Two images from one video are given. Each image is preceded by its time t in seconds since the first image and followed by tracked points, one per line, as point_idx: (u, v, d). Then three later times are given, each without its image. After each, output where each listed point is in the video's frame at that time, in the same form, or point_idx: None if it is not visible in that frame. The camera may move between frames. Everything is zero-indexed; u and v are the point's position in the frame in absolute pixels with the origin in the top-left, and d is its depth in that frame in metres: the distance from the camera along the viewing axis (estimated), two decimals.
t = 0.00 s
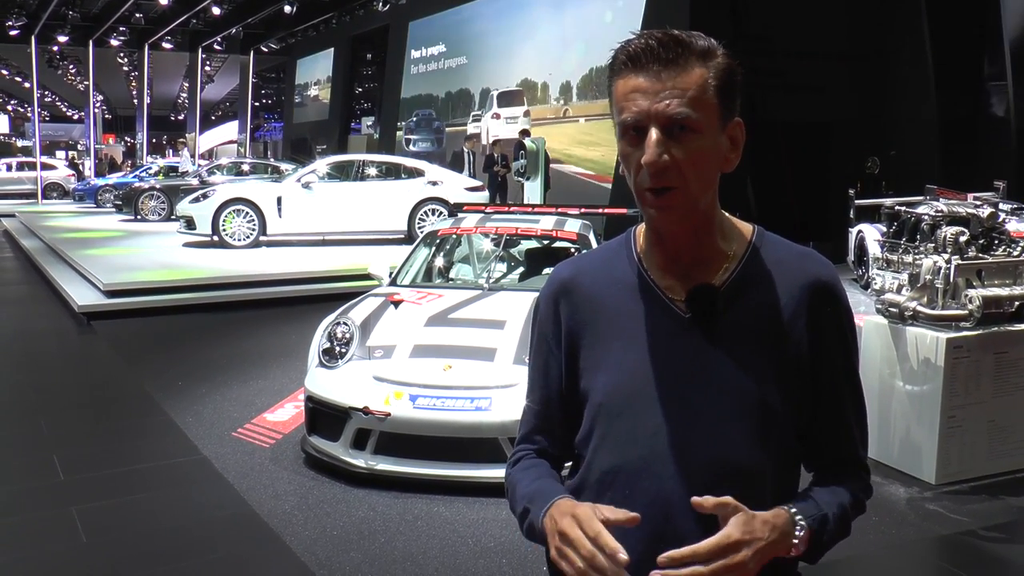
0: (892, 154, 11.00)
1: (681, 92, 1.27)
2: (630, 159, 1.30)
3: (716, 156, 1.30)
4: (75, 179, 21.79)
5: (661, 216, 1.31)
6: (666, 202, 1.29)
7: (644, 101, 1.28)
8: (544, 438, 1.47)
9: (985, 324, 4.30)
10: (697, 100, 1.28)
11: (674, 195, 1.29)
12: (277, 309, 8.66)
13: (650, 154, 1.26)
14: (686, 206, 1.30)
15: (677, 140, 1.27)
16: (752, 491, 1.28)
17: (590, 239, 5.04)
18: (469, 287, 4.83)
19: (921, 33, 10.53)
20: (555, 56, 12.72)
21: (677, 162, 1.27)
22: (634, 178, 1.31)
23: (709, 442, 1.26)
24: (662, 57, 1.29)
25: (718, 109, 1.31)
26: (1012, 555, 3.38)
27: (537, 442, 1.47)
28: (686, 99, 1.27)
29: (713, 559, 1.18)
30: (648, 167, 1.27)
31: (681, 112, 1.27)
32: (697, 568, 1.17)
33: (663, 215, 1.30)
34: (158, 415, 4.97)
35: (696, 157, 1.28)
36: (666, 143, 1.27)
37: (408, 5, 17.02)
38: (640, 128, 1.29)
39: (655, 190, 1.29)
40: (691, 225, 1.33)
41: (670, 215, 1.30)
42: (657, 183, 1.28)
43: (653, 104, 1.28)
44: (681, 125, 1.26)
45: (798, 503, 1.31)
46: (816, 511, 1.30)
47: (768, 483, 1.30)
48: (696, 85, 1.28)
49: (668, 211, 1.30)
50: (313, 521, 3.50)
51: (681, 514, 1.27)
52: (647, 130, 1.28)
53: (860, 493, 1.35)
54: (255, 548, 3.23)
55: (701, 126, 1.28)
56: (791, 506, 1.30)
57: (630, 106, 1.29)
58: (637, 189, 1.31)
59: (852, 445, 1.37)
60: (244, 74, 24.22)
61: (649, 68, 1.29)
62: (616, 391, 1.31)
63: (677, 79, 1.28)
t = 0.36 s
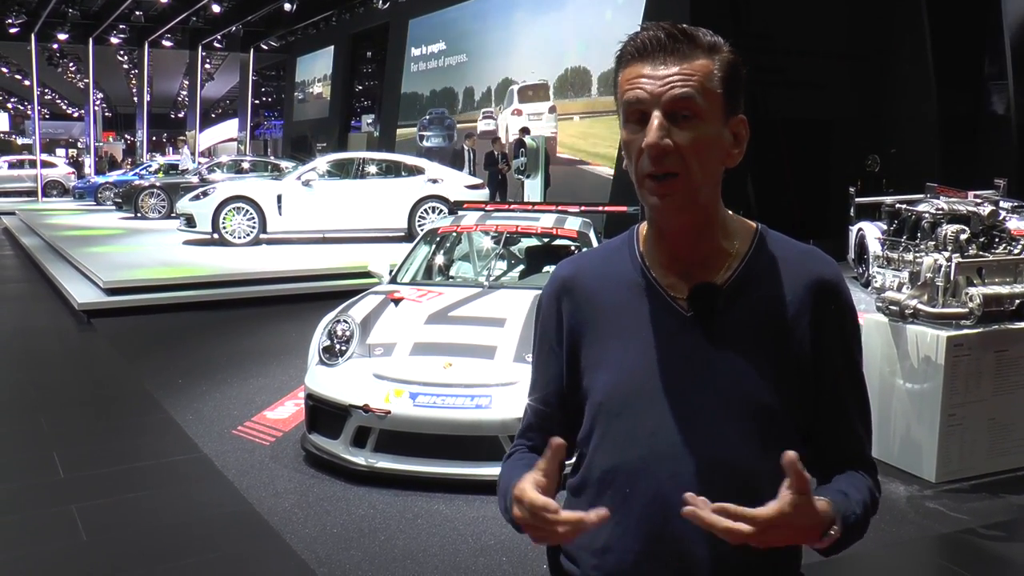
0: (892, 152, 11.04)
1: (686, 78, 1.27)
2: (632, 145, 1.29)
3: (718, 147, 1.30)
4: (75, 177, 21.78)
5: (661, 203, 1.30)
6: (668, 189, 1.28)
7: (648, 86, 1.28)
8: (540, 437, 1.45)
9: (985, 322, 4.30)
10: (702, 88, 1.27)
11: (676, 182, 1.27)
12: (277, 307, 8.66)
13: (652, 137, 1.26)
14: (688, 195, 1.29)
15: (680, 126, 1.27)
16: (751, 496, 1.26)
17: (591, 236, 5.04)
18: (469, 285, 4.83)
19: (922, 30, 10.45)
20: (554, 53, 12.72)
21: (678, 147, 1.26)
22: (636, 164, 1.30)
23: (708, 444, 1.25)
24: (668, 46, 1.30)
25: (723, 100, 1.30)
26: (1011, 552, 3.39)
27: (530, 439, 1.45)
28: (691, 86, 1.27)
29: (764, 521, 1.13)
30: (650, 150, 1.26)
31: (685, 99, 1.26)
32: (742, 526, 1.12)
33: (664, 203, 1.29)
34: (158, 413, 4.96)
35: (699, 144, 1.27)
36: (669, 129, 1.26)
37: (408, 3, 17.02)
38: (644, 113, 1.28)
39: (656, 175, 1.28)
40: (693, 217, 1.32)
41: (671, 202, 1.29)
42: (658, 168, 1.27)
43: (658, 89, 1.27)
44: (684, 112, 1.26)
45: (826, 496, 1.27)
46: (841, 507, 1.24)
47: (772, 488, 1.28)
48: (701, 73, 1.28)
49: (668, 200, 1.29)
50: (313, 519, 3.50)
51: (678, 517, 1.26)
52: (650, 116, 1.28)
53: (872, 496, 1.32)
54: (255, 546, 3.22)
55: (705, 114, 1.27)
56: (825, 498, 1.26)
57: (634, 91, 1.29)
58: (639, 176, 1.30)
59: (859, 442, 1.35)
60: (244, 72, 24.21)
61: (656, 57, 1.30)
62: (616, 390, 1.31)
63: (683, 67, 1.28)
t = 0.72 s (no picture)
0: (892, 151, 10.98)
1: (718, 75, 1.24)
2: (665, 146, 1.27)
3: (752, 143, 1.26)
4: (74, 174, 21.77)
5: (697, 204, 1.27)
6: (704, 188, 1.25)
7: (679, 86, 1.26)
8: (567, 437, 1.46)
9: (985, 320, 4.32)
10: (733, 85, 1.25)
11: (711, 181, 1.24)
12: (276, 304, 8.65)
13: (686, 138, 1.23)
14: (724, 194, 1.26)
15: (712, 125, 1.24)
16: (774, 502, 1.22)
17: (590, 234, 5.02)
18: (468, 283, 4.82)
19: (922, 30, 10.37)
20: (554, 52, 12.70)
21: (713, 146, 1.23)
22: (669, 166, 1.27)
23: (738, 448, 1.21)
24: (698, 42, 1.27)
25: (755, 95, 1.27)
26: (1010, 551, 3.38)
27: (556, 439, 1.46)
28: (723, 82, 1.24)
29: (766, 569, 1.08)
30: (684, 151, 1.23)
31: (717, 96, 1.24)
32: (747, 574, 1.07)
33: (698, 204, 1.26)
34: (156, 410, 4.95)
35: (732, 142, 1.24)
36: (703, 128, 1.23)
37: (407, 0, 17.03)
38: (676, 113, 1.26)
39: (691, 176, 1.25)
40: (728, 215, 1.28)
41: (706, 203, 1.26)
42: (693, 169, 1.24)
43: (690, 88, 1.25)
44: (717, 109, 1.24)
45: (850, 520, 1.23)
46: (864, 532, 1.20)
47: (799, 501, 1.23)
48: (732, 68, 1.25)
49: (703, 200, 1.26)
50: (312, 517, 3.50)
51: (707, 519, 1.22)
52: (683, 116, 1.25)
53: (902, 514, 1.26)
54: (255, 544, 3.22)
55: (737, 111, 1.25)
56: (849, 525, 1.21)
57: (665, 91, 1.27)
58: (673, 176, 1.27)
59: (898, 456, 1.29)
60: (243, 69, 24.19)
61: (684, 54, 1.27)
62: (647, 389, 1.28)
63: (713, 63, 1.26)
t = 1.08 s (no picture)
0: (891, 148, 11.02)
1: (749, 73, 1.20)
2: (706, 153, 1.23)
3: (795, 137, 1.21)
4: (72, 173, 21.78)
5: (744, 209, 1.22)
6: (749, 190, 1.20)
7: (712, 89, 1.21)
8: (616, 432, 1.46)
9: (983, 318, 4.28)
10: (767, 80, 1.20)
11: (757, 183, 1.19)
12: (276, 303, 8.65)
13: (724, 141, 1.18)
14: (772, 195, 1.21)
15: (749, 124, 1.19)
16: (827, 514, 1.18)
17: (589, 232, 5.02)
18: (467, 281, 4.81)
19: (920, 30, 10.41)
20: (552, 49, 12.69)
21: (753, 146, 1.18)
22: (713, 172, 1.23)
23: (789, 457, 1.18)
24: (723, 45, 1.23)
25: (793, 87, 1.22)
26: (1009, 548, 3.38)
27: (606, 433, 1.48)
28: (755, 79, 1.19)
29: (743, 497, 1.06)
30: (724, 155, 1.18)
31: (751, 94, 1.19)
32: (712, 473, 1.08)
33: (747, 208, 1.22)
34: (156, 409, 4.95)
35: (774, 139, 1.19)
36: (740, 128, 1.19)
37: None
38: (712, 117, 1.22)
39: (736, 180, 1.20)
40: (777, 216, 1.23)
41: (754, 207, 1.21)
42: (737, 172, 1.19)
43: (724, 90, 1.20)
44: (752, 108, 1.19)
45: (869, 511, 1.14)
46: (876, 520, 1.11)
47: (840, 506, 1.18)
48: (762, 64, 1.21)
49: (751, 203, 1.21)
50: (311, 515, 3.49)
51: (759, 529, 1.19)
52: (719, 119, 1.21)
53: (943, 530, 1.12)
54: (254, 543, 3.21)
55: (773, 105, 1.19)
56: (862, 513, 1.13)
57: (697, 95, 1.23)
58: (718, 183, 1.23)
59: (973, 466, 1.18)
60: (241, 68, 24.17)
61: (712, 58, 1.24)
62: (695, 394, 1.26)
63: (744, 61, 1.21)
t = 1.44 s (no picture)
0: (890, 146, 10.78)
1: (813, 78, 1.18)
2: (760, 153, 1.21)
3: (853, 144, 1.18)
4: (72, 172, 21.77)
5: (796, 212, 1.20)
6: (802, 196, 1.19)
7: (774, 91, 1.20)
8: (666, 432, 1.49)
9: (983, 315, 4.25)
10: (829, 86, 1.17)
11: (812, 188, 1.18)
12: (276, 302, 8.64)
13: (780, 144, 1.17)
14: (825, 200, 1.19)
15: (808, 130, 1.17)
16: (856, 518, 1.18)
17: (588, 231, 5.03)
18: (466, 281, 4.80)
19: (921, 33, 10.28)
20: (551, 49, 12.69)
21: (810, 151, 1.16)
22: (766, 173, 1.21)
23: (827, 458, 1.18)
24: (790, 44, 1.20)
25: (855, 93, 1.19)
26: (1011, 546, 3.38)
27: (657, 432, 1.51)
28: (818, 84, 1.17)
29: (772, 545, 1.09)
30: (779, 158, 1.17)
31: (813, 99, 1.17)
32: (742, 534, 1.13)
33: (797, 211, 1.20)
34: (157, 409, 4.95)
35: (832, 145, 1.17)
36: (798, 133, 1.17)
37: None
38: (771, 119, 1.20)
39: (789, 183, 1.19)
40: (827, 221, 1.21)
41: (806, 211, 1.20)
42: (791, 176, 1.18)
43: (784, 93, 1.19)
44: (812, 113, 1.16)
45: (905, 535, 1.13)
46: (912, 551, 1.10)
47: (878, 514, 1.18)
48: (828, 69, 1.18)
49: (803, 208, 1.20)
50: (311, 515, 3.49)
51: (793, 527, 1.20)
52: (778, 121, 1.19)
53: (987, 546, 1.10)
54: (254, 542, 3.21)
55: (834, 112, 1.17)
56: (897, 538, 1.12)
57: (760, 97, 1.21)
58: (770, 183, 1.22)
59: None
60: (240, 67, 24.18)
61: (777, 56, 1.21)
62: (736, 395, 1.27)
63: (809, 64, 1.19)
